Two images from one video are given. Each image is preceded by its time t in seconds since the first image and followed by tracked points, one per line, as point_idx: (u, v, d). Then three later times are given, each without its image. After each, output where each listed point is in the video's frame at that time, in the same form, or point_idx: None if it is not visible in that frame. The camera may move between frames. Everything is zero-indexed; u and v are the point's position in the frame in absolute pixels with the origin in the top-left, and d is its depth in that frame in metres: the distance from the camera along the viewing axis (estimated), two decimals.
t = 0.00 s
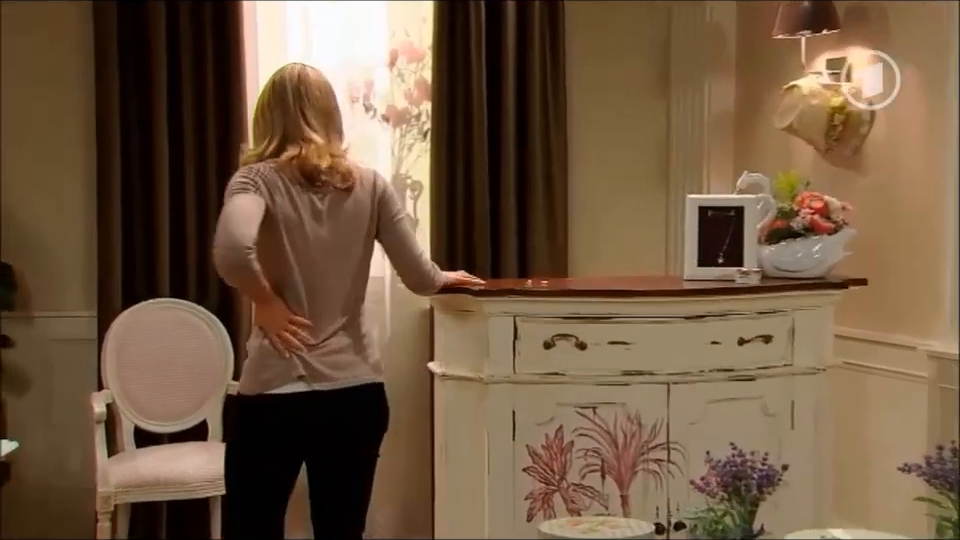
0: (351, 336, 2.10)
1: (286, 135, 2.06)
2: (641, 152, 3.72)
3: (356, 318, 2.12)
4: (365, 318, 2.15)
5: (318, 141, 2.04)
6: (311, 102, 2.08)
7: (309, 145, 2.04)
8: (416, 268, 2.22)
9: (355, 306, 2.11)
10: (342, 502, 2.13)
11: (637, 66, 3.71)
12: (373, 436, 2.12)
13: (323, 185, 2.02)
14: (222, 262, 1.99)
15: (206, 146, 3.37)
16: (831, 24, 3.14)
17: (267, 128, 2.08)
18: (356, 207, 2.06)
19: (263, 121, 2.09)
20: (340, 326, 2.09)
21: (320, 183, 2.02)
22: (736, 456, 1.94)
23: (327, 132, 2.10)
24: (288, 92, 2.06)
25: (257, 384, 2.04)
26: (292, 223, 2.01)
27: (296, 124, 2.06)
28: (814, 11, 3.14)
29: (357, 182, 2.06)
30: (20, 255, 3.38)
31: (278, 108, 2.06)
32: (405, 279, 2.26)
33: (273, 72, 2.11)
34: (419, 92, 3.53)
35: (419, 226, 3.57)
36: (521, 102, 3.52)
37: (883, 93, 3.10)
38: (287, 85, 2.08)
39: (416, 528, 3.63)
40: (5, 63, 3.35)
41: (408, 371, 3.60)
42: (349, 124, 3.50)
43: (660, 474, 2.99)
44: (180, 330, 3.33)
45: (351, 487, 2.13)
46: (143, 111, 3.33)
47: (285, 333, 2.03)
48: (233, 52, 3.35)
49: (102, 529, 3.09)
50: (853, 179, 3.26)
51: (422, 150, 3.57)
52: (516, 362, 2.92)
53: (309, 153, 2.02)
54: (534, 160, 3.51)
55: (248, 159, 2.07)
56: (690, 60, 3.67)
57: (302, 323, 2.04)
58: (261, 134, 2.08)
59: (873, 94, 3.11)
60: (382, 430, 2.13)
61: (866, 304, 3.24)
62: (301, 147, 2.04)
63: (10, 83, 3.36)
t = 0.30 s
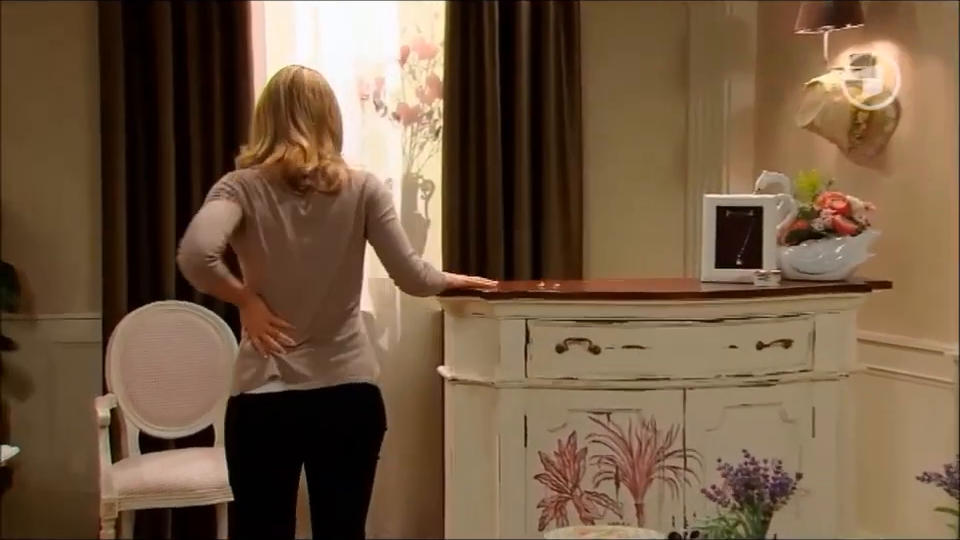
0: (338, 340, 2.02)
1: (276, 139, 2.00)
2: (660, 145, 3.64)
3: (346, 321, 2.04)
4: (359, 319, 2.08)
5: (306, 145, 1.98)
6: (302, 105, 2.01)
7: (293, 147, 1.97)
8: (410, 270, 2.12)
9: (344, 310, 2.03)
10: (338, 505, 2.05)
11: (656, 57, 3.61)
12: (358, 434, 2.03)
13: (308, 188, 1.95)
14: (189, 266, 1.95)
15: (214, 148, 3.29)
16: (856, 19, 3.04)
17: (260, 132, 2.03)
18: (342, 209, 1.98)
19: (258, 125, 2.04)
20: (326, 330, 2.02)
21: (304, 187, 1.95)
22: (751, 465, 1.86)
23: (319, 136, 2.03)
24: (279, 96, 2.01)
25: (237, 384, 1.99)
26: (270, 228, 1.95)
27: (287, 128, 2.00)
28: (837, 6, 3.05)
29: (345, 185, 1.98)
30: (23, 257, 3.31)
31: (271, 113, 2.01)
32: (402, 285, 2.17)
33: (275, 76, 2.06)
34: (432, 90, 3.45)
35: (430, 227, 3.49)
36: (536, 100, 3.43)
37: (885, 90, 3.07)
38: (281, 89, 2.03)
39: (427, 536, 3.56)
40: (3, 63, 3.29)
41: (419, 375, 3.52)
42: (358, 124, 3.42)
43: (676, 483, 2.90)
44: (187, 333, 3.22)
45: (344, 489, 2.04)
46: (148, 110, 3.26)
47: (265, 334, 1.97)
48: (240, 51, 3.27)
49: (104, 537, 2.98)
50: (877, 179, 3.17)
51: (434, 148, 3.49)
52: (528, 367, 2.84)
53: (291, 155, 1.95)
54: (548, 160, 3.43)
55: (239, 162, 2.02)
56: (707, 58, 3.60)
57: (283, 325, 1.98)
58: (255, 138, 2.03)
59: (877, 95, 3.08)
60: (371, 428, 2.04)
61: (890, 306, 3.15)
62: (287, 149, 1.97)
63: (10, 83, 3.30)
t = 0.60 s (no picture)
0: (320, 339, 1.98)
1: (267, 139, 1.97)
2: (682, 144, 3.53)
3: (333, 321, 1.99)
4: (353, 319, 2.04)
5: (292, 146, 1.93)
6: (296, 106, 1.97)
7: (279, 148, 1.93)
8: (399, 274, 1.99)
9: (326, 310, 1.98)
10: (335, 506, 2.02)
11: (675, 55, 3.51)
12: (354, 432, 1.99)
13: (288, 188, 1.92)
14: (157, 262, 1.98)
15: (220, 150, 3.21)
16: (881, 14, 2.93)
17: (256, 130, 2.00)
18: (324, 209, 1.93)
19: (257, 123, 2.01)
20: (311, 329, 1.98)
21: (285, 187, 1.92)
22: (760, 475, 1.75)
23: (312, 138, 1.98)
24: (275, 95, 1.97)
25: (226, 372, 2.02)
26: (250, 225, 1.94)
27: (278, 128, 1.96)
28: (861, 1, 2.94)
29: (327, 186, 1.93)
30: (26, 261, 3.26)
31: (266, 111, 1.98)
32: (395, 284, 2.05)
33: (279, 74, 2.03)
34: (444, 89, 3.37)
35: (442, 230, 3.41)
36: (551, 100, 3.34)
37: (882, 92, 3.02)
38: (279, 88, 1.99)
39: None
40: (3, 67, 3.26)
41: (431, 381, 3.45)
42: (367, 124, 3.35)
43: (693, 494, 2.74)
44: (190, 338, 3.15)
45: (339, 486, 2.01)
46: (153, 112, 3.19)
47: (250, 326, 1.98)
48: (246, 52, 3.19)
49: None
50: (904, 180, 3.06)
51: (446, 149, 3.39)
52: (540, 374, 2.67)
53: (275, 156, 1.92)
54: (563, 162, 3.34)
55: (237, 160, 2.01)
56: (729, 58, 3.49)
57: (266, 319, 1.98)
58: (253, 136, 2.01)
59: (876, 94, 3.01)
60: (364, 428, 2.00)
61: (916, 311, 3.04)
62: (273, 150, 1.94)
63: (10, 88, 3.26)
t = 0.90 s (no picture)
0: (303, 339, 1.91)
1: (261, 140, 1.91)
2: (696, 144, 3.44)
3: (321, 322, 1.92)
4: (345, 320, 1.96)
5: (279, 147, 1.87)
6: (291, 109, 1.91)
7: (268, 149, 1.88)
8: (373, 277, 1.88)
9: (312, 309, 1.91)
10: (331, 508, 1.96)
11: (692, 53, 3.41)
12: (348, 432, 1.93)
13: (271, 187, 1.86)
14: (136, 256, 1.95)
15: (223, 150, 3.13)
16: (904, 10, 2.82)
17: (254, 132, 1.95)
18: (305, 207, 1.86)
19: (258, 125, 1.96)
20: (297, 328, 1.91)
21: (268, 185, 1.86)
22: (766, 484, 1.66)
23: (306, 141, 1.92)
24: (271, 96, 1.91)
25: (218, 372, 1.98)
26: (233, 222, 1.90)
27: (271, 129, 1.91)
28: None
29: (311, 185, 1.86)
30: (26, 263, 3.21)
31: (263, 111, 1.93)
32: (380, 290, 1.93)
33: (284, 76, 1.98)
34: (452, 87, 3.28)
35: (449, 233, 3.32)
36: (563, 100, 3.25)
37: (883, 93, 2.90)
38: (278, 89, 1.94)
39: None
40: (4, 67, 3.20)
41: (439, 387, 3.37)
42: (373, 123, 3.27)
43: (707, 504, 2.60)
44: (190, 341, 3.07)
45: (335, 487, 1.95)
46: (154, 112, 3.11)
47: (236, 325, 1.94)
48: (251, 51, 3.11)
49: None
50: (928, 180, 2.95)
51: (455, 149, 3.31)
52: (549, 381, 2.53)
53: (261, 157, 1.86)
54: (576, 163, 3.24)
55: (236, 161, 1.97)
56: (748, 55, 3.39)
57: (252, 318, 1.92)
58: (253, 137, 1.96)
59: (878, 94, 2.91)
60: (354, 428, 1.93)
61: (939, 317, 2.94)
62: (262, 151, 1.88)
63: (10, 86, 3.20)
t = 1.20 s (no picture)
0: (295, 347, 1.81)
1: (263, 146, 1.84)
2: (714, 145, 3.31)
3: (320, 329, 1.82)
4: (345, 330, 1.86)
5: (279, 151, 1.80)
6: (295, 116, 1.84)
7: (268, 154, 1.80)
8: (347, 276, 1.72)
9: (301, 318, 1.81)
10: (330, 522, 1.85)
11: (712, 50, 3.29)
12: (348, 442, 1.82)
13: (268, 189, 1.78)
14: (134, 254, 1.91)
15: (221, 151, 3.02)
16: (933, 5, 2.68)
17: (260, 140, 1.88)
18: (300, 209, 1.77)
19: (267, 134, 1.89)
20: (294, 336, 1.81)
21: (265, 187, 1.77)
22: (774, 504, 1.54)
23: (310, 149, 1.84)
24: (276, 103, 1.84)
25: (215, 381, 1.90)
26: (231, 224, 1.82)
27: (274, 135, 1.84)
28: None
29: (306, 186, 1.77)
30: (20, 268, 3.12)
31: (268, 118, 1.86)
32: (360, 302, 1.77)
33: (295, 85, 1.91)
34: (460, 86, 3.16)
35: (459, 236, 3.19)
36: (575, 100, 3.13)
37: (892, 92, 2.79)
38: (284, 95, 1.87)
39: None
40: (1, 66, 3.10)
41: (445, 396, 3.26)
42: (377, 124, 3.16)
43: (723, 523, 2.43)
44: (187, 349, 2.96)
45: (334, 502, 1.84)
46: (151, 112, 3.01)
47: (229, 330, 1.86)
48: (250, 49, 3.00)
49: None
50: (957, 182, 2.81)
51: (463, 149, 3.19)
52: (558, 392, 2.38)
53: (259, 160, 1.78)
54: (588, 165, 3.12)
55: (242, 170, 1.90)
56: (770, 52, 3.25)
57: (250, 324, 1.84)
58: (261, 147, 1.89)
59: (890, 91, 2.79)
60: (356, 437, 1.82)
61: None
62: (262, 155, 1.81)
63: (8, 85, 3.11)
